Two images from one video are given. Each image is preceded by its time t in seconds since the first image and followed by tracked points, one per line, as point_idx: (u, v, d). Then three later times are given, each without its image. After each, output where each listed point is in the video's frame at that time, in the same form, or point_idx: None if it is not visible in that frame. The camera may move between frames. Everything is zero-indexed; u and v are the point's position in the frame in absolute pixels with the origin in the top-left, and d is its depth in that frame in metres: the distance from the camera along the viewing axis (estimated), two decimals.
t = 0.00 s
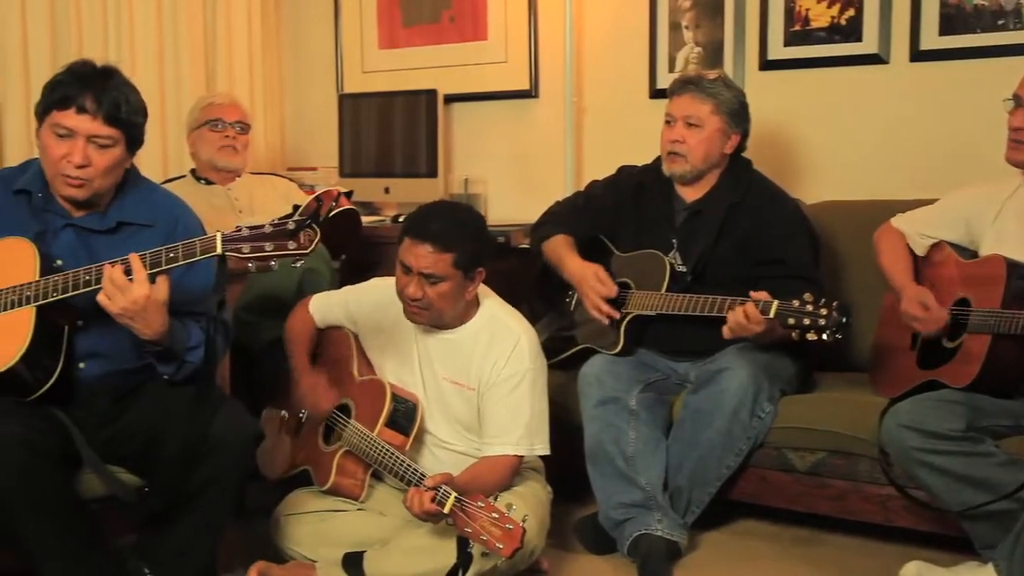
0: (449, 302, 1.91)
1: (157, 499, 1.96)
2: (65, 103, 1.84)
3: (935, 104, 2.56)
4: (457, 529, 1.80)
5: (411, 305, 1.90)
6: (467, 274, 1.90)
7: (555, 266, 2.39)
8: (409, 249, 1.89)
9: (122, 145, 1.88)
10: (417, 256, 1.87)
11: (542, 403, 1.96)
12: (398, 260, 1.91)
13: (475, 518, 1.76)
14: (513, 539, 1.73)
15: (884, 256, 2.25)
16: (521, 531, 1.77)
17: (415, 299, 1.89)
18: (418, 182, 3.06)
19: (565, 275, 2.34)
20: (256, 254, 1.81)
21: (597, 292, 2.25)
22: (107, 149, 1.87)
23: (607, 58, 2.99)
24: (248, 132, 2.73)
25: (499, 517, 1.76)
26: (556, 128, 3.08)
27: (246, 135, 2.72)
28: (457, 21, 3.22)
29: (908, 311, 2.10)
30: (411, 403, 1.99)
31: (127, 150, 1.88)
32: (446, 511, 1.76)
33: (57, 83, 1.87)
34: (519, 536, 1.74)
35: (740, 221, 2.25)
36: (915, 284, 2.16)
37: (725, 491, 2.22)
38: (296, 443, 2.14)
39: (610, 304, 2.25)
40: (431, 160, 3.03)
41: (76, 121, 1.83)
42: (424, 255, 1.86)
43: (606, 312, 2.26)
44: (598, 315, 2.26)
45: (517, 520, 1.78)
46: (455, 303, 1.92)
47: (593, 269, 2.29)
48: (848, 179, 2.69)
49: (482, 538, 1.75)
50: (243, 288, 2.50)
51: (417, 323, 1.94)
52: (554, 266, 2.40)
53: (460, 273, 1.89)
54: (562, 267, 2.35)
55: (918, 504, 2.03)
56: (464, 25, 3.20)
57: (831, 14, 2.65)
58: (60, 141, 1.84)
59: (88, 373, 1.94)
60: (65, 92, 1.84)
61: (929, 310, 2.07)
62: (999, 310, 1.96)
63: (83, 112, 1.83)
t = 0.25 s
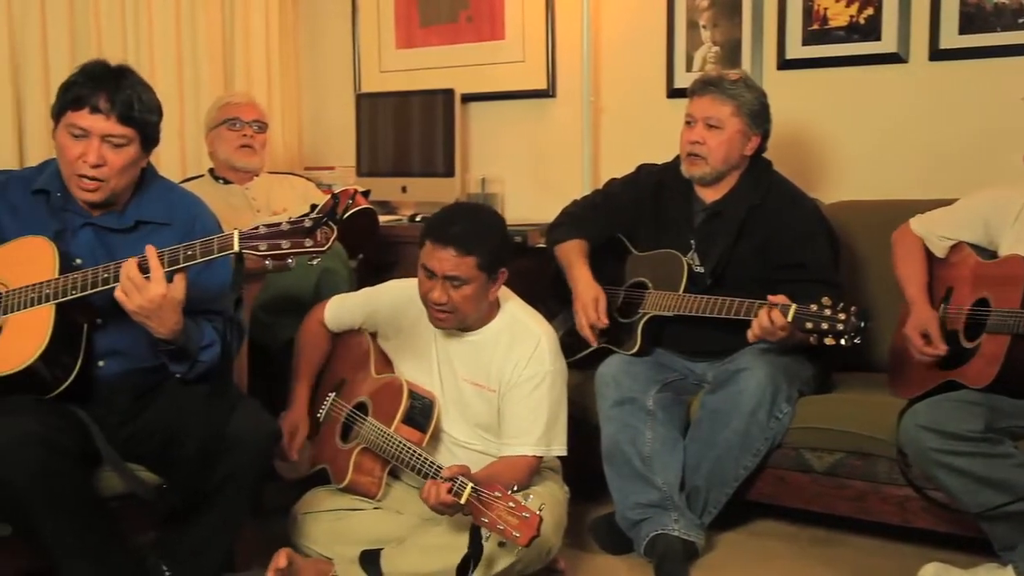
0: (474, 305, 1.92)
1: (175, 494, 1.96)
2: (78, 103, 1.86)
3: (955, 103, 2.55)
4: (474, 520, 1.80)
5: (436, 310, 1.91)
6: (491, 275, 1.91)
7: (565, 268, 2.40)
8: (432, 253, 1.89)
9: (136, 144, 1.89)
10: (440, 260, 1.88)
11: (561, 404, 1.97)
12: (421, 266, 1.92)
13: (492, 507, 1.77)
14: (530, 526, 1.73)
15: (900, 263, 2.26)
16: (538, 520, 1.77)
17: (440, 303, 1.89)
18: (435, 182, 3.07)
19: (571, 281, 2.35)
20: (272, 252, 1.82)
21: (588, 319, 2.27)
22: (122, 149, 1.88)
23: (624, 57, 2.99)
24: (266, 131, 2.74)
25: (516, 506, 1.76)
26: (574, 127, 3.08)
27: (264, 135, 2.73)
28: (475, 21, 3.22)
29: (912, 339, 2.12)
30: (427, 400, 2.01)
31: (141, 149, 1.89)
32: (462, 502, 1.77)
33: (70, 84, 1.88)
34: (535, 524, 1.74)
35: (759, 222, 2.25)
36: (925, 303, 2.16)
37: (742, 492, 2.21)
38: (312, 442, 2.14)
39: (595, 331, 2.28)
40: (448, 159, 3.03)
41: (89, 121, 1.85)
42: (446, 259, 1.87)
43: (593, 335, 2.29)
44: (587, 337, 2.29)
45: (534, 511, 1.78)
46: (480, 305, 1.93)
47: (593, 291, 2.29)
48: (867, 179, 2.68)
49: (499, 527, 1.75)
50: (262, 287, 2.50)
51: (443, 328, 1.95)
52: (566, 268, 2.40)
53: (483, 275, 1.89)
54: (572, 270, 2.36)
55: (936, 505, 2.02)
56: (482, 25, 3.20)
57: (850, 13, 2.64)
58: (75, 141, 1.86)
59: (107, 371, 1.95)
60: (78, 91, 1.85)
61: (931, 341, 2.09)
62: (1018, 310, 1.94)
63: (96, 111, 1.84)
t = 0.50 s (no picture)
0: (488, 299, 1.92)
1: (197, 492, 1.97)
2: (98, 102, 1.86)
3: (977, 102, 2.53)
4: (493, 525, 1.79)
5: (451, 308, 1.91)
6: (502, 268, 1.91)
7: (592, 261, 2.40)
8: (441, 252, 1.89)
9: (156, 142, 1.90)
10: (450, 259, 1.87)
11: (578, 403, 1.96)
12: (431, 265, 1.91)
13: (511, 513, 1.76)
14: (548, 533, 1.73)
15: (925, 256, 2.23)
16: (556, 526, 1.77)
17: (454, 301, 1.89)
18: (454, 181, 3.07)
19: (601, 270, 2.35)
20: (292, 251, 1.81)
21: (632, 293, 2.25)
22: (142, 147, 1.89)
23: (643, 57, 2.99)
24: (286, 131, 2.74)
25: (535, 512, 1.76)
26: (593, 127, 3.08)
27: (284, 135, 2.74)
28: (494, 20, 3.22)
29: (952, 297, 2.09)
30: (446, 401, 2.00)
31: (161, 148, 1.89)
32: (481, 507, 1.76)
33: (91, 83, 1.89)
34: (554, 530, 1.74)
35: (779, 222, 2.24)
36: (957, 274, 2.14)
37: (762, 492, 2.21)
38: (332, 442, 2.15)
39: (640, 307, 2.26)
40: (467, 159, 3.03)
41: (109, 119, 1.85)
42: (457, 257, 1.87)
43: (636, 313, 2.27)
44: (632, 314, 2.26)
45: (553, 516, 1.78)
46: (494, 299, 1.93)
47: (630, 271, 2.30)
48: (888, 178, 2.67)
49: (517, 533, 1.75)
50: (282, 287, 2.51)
51: (459, 324, 1.95)
52: (590, 264, 2.41)
53: (495, 269, 1.89)
54: (598, 263, 2.37)
55: (959, 507, 2.01)
56: (501, 24, 3.20)
57: (871, 12, 2.62)
58: (96, 140, 1.87)
59: (127, 369, 1.97)
60: (98, 90, 1.86)
61: (973, 294, 2.06)
62: None
63: (116, 110, 1.85)
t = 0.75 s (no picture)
0: (508, 300, 1.92)
1: (215, 493, 1.97)
2: (124, 105, 1.87)
3: (998, 102, 2.52)
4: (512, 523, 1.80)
5: (471, 308, 1.91)
6: (523, 269, 1.91)
7: (607, 266, 2.40)
8: (462, 252, 1.89)
9: (181, 146, 1.91)
10: (471, 258, 1.87)
11: (596, 404, 1.96)
12: (453, 264, 1.92)
13: (530, 511, 1.76)
14: (567, 531, 1.73)
15: (944, 261, 2.21)
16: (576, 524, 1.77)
17: (474, 301, 1.89)
18: (471, 182, 3.07)
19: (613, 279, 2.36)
20: (312, 254, 1.82)
21: (632, 316, 2.26)
22: (167, 150, 1.90)
23: (661, 57, 2.98)
24: (305, 131, 2.75)
25: (554, 510, 1.75)
26: (610, 127, 3.07)
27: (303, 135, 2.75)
28: (512, 21, 3.23)
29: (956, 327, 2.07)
30: (464, 401, 2.01)
31: (186, 151, 1.91)
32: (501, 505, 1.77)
33: (117, 85, 1.90)
34: (573, 528, 1.73)
35: (798, 221, 2.24)
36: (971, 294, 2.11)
37: (779, 494, 2.20)
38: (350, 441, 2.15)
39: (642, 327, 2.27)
40: (485, 160, 3.04)
41: (135, 122, 1.87)
42: (478, 257, 1.87)
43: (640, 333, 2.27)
44: (633, 335, 2.27)
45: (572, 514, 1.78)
46: (514, 300, 1.93)
47: (635, 286, 2.29)
48: (908, 178, 2.66)
49: (536, 531, 1.75)
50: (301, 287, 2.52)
51: (478, 325, 1.95)
52: (605, 267, 2.41)
53: (516, 270, 1.89)
54: (612, 268, 2.37)
55: (979, 509, 1.99)
56: (519, 25, 3.21)
57: (891, 12, 2.61)
58: (121, 143, 1.88)
59: (147, 369, 1.98)
60: (125, 93, 1.87)
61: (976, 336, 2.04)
62: None
63: (142, 113, 1.86)
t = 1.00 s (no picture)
0: (525, 302, 1.91)
1: (235, 492, 1.98)
2: (141, 108, 1.88)
3: (1020, 102, 2.50)
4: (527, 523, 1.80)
5: (489, 310, 1.91)
6: (539, 271, 1.90)
7: (625, 265, 2.39)
8: (479, 254, 1.89)
9: (198, 148, 1.91)
10: (488, 261, 1.87)
11: (613, 405, 1.96)
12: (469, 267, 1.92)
13: (545, 512, 1.76)
14: (582, 533, 1.72)
15: (965, 263, 2.19)
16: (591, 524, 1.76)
17: (491, 303, 1.89)
18: (489, 182, 3.08)
19: (632, 277, 2.35)
20: (332, 253, 1.82)
21: (656, 306, 2.25)
22: (184, 153, 1.91)
23: (679, 57, 2.98)
24: (323, 132, 2.76)
25: (568, 511, 1.75)
26: (629, 127, 3.07)
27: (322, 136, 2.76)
28: (530, 21, 3.23)
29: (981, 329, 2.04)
30: (481, 401, 2.01)
31: (203, 153, 1.91)
32: (515, 506, 1.76)
33: (136, 87, 1.91)
34: (587, 530, 1.73)
35: (816, 221, 2.23)
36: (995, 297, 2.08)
37: (797, 495, 2.19)
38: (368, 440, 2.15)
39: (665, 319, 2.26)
40: (503, 160, 3.04)
41: (152, 125, 1.87)
42: (494, 259, 1.87)
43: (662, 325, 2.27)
44: (656, 327, 2.26)
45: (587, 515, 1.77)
46: (531, 302, 1.93)
47: (657, 279, 2.30)
48: (927, 179, 2.64)
49: (551, 532, 1.74)
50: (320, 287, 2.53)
51: (496, 326, 1.95)
52: (624, 266, 2.40)
53: (533, 271, 1.89)
54: (630, 267, 2.36)
55: (1000, 512, 1.98)
56: (537, 25, 3.21)
57: (911, 11, 2.60)
58: (138, 145, 1.89)
59: (167, 368, 1.98)
60: (142, 96, 1.88)
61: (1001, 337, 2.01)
62: None
63: (159, 116, 1.87)
